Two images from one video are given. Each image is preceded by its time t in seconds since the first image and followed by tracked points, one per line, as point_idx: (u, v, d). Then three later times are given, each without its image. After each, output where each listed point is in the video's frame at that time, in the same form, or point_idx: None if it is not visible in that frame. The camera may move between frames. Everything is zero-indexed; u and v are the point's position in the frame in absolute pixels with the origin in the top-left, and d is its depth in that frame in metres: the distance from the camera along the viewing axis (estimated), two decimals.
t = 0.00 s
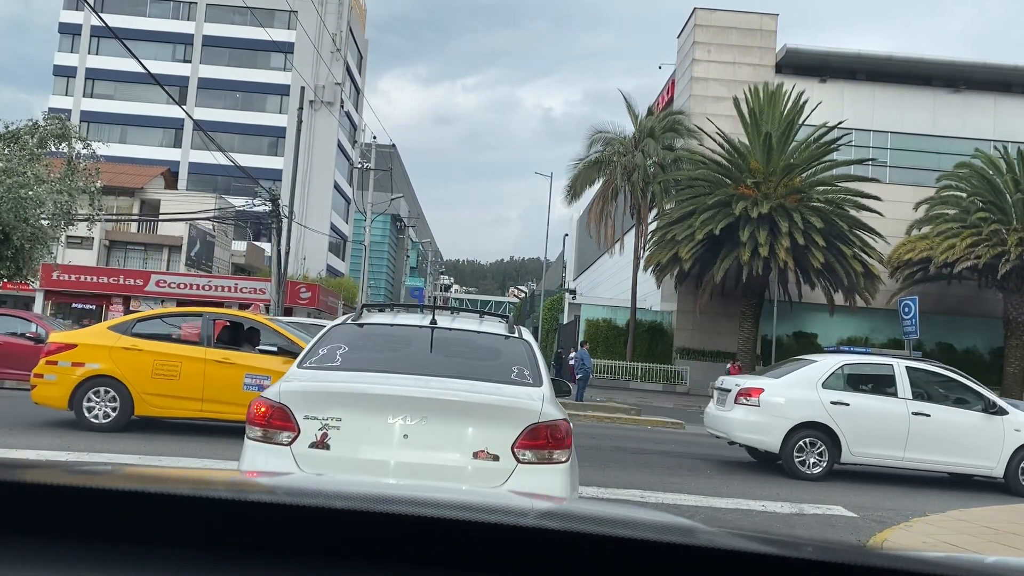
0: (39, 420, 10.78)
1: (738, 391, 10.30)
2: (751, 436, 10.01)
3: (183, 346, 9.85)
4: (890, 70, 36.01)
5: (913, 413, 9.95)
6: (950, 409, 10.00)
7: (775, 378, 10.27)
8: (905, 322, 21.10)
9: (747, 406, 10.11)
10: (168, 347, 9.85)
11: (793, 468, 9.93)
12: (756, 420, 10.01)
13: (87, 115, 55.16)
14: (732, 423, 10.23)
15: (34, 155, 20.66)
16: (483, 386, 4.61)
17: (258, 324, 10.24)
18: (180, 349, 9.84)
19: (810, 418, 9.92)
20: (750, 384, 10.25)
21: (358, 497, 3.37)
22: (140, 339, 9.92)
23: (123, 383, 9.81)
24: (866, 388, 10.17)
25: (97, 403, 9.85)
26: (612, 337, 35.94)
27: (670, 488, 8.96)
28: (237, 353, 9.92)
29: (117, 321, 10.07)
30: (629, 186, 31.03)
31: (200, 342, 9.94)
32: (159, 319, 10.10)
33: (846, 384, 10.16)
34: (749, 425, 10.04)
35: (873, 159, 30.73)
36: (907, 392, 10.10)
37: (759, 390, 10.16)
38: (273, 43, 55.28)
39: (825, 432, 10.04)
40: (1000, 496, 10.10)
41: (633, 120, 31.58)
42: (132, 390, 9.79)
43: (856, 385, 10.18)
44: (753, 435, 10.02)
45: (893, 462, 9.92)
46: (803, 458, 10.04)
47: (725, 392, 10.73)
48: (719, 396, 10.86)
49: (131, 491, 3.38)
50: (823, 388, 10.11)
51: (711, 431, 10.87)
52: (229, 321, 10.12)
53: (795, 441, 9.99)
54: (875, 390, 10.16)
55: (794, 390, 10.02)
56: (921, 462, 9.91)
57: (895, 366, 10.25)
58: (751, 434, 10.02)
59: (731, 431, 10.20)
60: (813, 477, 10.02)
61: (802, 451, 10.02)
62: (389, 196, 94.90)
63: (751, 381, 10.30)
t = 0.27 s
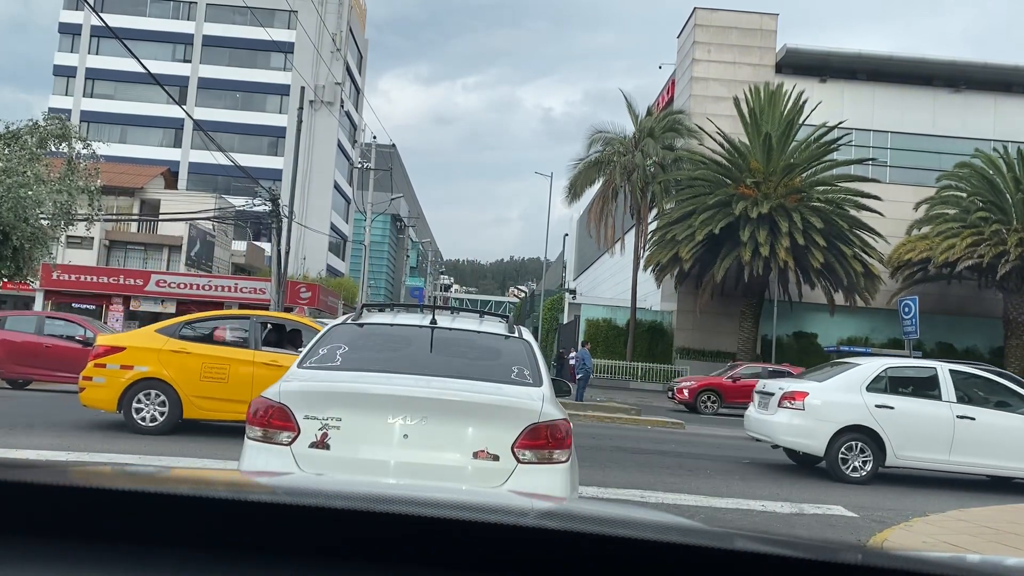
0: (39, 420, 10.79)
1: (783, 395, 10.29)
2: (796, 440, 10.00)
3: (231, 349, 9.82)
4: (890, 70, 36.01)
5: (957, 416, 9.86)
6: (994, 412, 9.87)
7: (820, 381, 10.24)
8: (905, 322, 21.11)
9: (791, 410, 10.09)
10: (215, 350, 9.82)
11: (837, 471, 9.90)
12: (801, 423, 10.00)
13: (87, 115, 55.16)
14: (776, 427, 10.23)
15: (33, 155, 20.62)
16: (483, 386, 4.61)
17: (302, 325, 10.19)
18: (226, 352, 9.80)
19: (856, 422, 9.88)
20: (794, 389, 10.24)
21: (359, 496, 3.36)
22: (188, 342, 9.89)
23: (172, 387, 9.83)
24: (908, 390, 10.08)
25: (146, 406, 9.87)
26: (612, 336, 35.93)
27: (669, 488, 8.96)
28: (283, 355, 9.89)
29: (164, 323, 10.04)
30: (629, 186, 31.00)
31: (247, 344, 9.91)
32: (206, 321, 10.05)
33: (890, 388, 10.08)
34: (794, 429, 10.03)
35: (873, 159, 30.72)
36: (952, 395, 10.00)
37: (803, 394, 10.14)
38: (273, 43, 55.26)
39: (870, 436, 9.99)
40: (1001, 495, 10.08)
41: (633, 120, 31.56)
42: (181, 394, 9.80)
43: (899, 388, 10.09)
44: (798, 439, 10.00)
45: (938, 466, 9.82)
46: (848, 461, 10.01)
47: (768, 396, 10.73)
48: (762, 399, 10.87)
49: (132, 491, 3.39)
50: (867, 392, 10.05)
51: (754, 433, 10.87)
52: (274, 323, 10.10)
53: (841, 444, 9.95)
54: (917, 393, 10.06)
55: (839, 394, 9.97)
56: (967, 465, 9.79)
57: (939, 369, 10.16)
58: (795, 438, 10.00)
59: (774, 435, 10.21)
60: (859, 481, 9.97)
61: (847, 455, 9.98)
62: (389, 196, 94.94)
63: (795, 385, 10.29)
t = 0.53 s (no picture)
0: (40, 419, 10.79)
1: (827, 399, 10.27)
2: (841, 444, 9.98)
3: (284, 351, 9.95)
4: (890, 69, 36.01)
5: (1001, 420, 9.87)
6: None
7: (864, 385, 10.23)
8: (905, 321, 21.09)
9: (836, 414, 10.06)
10: (268, 353, 9.92)
11: (883, 475, 9.87)
12: (845, 427, 9.97)
13: (87, 115, 55.17)
14: (820, 430, 10.19)
15: (33, 155, 20.60)
16: (484, 386, 4.60)
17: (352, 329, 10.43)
18: (280, 354, 9.92)
19: (901, 426, 9.87)
20: (838, 393, 10.22)
21: (358, 496, 3.36)
22: (240, 345, 9.98)
23: (224, 390, 9.87)
24: (950, 393, 10.08)
25: (198, 408, 9.89)
26: (612, 336, 35.93)
27: (670, 488, 8.95)
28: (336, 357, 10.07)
29: (215, 326, 10.13)
30: (629, 186, 30.99)
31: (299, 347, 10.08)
32: (257, 325, 10.18)
33: (933, 392, 10.07)
34: (838, 433, 10.01)
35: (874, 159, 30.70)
36: (996, 398, 10.02)
37: (848, 398, 10.12)
38: (273, 43, 55.27)
39: (915, 439, 9.99)
40: (1001, 495, 10.08)
41: (633, 120, 31.53)
42: (233, 396, 9.84)
43: (942, 391, 10.09)
44: (843, 443, 9.98)
45: (983, 469, 9.82)
46: (893, 465, 9.99)
47: (809, 400, 10.70)
48: (802, 403, 10.85)
49: (132, 492, 3.39)
50: (911, 395, 10.04)
51: (794, 437, 10.83)
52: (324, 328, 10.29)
53: (885, 448, 9.94)
54: (959, 396, 10.06)
55: (884, 398, 9.96)
56: (1011, 469, 9.80)
57: (982, 373, 10.18)
58: (840, 442, 9.98)
59: (818, 439, 10.18)
60: (903, 484, 9.95)
61: (892, 459, 9.97)
62: (389, 195, 94.99)
63: (838, 389, 10.28)
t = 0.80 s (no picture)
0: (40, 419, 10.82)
1: (869, 402, 10.29)
2: (884, 447, 10.01)
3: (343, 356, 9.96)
4: (890, 69, 36.00)
5: None
6: None
7: (906, 388, 10.24)
8: (905, 322, 21.09)
9: (880, 418, 10.07)
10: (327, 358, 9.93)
11: (926, 480, 9.90)
12: (888, 431, 10.01)
13: (87, 115, 55.19)
14: (861, 434, 10.24)
15: (33, 155, 20.58)
16: (484, 386, 4.60)
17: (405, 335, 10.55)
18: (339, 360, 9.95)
19: (944, 429, 9.89)
20: (880, 396, 10.23)
21: (358, 496, 3.37)
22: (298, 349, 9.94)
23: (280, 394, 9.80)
24: (991, 396, 10.09)
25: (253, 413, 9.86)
26: (612, 336, 35.92)
27: (670, 488, 8.96)
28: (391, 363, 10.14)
29: (272, 329, 10.08)
30: (629, 186, 30.99)
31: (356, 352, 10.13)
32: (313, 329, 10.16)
33: (975, 395, 10.08)
34: (880, 436, 10.05)
35: (873, 159, 30.70)
36: None
37: (891, 402, 10.13)
38: (273, 43, 55.27)
39: (957, 442, 10.02)
40: (1002, 495, 10.10)
41: (633, 120, 31.51)
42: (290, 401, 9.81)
43: (985, 394, 10.10)
44: (885, 446, 10.01)
45: None
46: (936, 468, 10.03)
47: (851, 403, 10.73)
48: (844, 406, 10.86)
49: (131, 492, 3.39)
50: (953, 399, 10.05)
51: (834, 440, 10.87)
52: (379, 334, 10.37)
53: (929, 451, 9.97)
54: (1001, 399, 10.08)
55: (926, 402, 9.98)
56: None
57: None
58: (883, 445, 10.02)
59: (861, 442, 10.21)
60: (947, 488, 9.98)
61: (935, 462, 9.99)
62: (389, 195, 95.03)
63: (880, 392, 10.29)
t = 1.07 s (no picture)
0: (41, 419, 10.83)
1: (910, 405, 10.24)
2: (928, 451, 9.97)
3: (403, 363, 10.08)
4: (890, 69, 36.00)
5: None
6: None
7: (949, 391, 10.21)
8: (905, 322, 21.10)
9: (923, 421, 10.03)
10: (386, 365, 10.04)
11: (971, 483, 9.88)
12: (931, 434, 9.96)
13: (87, 115, 55.22)
14: (903, 437, 10.19)
15: (33, 155, 20.56)
16: (484, 386, 4.61)
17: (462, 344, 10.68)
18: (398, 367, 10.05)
19: (987, 432, 9.88)
20: (921, 399, 10.19)
21: (357, 496, 3.37)
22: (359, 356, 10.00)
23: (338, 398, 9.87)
24: None
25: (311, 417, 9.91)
26: (612, 336, 35.92)
27: (670, 488, 8.97)
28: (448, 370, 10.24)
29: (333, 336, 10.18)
30: (629, 186, 30.97)
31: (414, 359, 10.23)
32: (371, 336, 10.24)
33: (1017, 398, 10.09)
34: (923, 439, 10.01)
35: (874, 159, 30.68)
36: None
37: (933, 405, 10.09)
38: (273, 43, 55.27)
39: (999, 445, 10.00)
40: (1003, 495, 10.10)
41: (633, 120, 31.48)
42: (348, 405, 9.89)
43: None
44: (928, 450, 9.97)
45: None
46: (978, 471, 10.01)
47: (890, 406, 10.68)
48: (883, 409, 10.81)
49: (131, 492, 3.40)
50: (996, 402, 10.05)
51: (874, 443, 10.82)
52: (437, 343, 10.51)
53: (972, 455, 9.94)
54: None
55: (969, 406, 9.96)
56: None
57: None
58: (926, 449, 9.97)
59: (903, 445, 10.17)
60: (990, 492, 9.99)
61: (979, 465, 9.96)
62: (389, 195, 95.08)
63: (922, 395, 10.25)
